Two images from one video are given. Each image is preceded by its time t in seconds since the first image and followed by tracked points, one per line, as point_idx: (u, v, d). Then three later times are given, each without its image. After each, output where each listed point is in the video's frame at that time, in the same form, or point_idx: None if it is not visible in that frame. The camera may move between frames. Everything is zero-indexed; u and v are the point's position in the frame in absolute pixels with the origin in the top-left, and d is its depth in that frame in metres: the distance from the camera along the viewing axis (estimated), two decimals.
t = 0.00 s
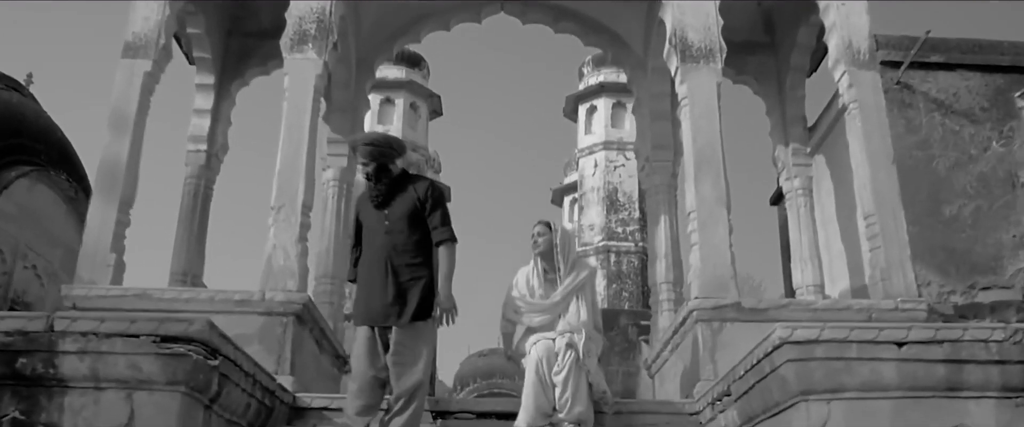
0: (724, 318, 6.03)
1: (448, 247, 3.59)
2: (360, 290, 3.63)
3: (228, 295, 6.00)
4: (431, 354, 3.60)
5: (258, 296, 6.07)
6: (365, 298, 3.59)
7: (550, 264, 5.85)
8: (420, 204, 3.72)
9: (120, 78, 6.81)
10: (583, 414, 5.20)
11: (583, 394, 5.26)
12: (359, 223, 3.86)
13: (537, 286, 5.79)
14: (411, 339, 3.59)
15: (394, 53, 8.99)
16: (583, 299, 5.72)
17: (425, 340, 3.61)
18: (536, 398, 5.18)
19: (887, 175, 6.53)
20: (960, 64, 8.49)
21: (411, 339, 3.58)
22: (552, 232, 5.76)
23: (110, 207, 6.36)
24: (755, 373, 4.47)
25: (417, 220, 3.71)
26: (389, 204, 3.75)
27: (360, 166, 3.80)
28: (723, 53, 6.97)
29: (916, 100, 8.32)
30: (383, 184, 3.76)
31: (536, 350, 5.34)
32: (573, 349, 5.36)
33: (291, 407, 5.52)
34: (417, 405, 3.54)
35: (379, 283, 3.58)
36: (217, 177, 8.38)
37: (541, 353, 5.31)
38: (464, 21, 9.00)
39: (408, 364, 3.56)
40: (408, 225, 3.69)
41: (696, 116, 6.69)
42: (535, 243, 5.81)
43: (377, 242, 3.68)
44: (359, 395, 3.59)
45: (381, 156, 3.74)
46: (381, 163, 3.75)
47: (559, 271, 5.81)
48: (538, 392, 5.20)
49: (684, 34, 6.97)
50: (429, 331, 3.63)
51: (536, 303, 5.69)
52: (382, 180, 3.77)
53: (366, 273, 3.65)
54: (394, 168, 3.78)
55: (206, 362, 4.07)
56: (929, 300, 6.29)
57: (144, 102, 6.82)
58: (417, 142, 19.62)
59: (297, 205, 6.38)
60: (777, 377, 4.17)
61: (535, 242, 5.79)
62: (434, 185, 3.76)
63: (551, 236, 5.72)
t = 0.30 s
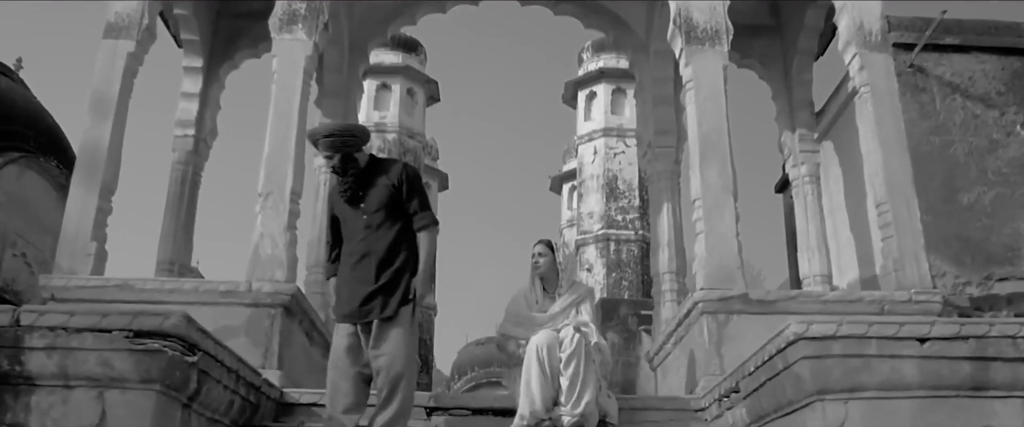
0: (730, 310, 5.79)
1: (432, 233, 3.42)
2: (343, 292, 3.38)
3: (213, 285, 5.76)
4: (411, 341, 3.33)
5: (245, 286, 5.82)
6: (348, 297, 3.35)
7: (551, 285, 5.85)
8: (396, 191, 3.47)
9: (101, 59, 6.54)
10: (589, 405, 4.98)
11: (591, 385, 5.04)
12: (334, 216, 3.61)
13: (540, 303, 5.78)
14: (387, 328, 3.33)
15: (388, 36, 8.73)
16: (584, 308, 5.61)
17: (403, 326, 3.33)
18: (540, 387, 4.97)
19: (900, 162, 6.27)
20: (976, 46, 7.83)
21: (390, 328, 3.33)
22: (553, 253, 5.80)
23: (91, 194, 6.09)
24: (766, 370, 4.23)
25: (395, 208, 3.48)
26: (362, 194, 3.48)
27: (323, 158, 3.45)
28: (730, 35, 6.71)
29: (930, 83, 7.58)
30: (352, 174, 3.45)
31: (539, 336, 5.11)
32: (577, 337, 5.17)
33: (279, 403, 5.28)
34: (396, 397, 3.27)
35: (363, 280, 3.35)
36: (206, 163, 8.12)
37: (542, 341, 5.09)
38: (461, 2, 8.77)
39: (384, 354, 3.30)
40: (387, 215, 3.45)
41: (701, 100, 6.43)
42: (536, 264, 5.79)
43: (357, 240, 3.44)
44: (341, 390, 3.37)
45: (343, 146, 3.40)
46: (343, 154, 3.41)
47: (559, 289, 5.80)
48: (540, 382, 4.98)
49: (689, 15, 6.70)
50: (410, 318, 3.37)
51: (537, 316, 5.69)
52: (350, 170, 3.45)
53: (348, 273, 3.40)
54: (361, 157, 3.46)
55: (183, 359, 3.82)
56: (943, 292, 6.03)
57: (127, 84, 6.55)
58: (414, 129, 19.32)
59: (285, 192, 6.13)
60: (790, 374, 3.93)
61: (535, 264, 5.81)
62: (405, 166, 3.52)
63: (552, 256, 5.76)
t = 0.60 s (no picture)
0: (736, 302, 5.58)
1: (414, 226, 3.24)
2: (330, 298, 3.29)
3: (200, 277, 5.56)
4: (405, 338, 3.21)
5: (232, 277, 5.62)
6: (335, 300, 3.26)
7: (552, 280, 5.67)
8: (372, 191, 3.31)
9: (85, 42, 6.32)
10: (589, 404, 4.76)
11: (590, 384, 4.83)
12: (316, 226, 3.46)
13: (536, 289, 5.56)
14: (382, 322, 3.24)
15: (382, 20, 8.48)
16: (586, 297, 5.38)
17: (391, 320, 3.21)
18: (540, 379, 4.77)
19: (912, 149, 6.05)
20: (991, 28, 7.36)
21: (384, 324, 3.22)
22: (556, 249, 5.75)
23: (73, 182, 5.88)
24: (776, 367, 4.03)
25: (374, 207, 3.32)
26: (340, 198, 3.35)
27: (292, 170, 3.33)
28: (735, 17, 6.49)
29: (942, 69, 7.15)
30: (325, 181, 3.32)
31: (539, 327, 4.95)
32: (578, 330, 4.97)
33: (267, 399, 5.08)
34: (382, 395, 3.16)
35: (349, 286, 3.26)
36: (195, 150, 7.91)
37: (542, 332, 4.92)
38: None
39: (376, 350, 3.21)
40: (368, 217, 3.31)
41: (705, 85, 6.21)
42: (539, 259, 5.72)
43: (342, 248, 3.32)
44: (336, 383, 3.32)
45: (309, 155, 3.26)
46: (310, 163, 3.27)
47: (560, 282, 5.61)
48: (539, 374, 4.79)
49: None
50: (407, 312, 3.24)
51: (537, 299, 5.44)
52: (322, 177, 3.32)
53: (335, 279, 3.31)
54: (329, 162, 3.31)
55: (162, 356, 3.63)
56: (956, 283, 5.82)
57: (112, 68, 6.33)
58: (409, 116, 19.02)
59: (275, 180, 5.93)
60: (803, 372, 3.73)
61: (538, 259, 5.71)
62: (377, 161, 3.34)
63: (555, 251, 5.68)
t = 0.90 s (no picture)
0: (742, 290, 5.39)
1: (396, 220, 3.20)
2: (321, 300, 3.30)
3: (186, 263, 5.40)
4: (392, 330, 3.15)
5: (219, 264, 5.47)
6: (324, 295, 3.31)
7: (553, 266, 5.46)
8: (336, 205, 3.18)
9: (66, 19, 6.09)
10: (589, 397, 4.59)
11: (590, 376, 4.65)
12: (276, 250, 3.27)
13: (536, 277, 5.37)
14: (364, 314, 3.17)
15: None
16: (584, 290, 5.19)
17: (383, 314, 3.14)
18: (536, 374, 4.61)
19: (924, 132, 5.84)
20: (1005, 7, 7.16)
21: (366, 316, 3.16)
22: (559, 235, 5.55)
23: (54, 165, 5.68)
24: (787, 360, 3.84)
25: (341, 218, 3.19)
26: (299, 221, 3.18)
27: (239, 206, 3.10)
28: None
29: (955, 48, 6.93)
30: (279, 211, 3.13)
31: (534, 320, 4.80)
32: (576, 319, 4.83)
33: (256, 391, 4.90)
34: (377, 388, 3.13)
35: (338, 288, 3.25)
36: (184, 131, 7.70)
37: (536, 325, 4.77)
38: None
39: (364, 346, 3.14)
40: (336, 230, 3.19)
41: (710, 64, 6.01)
42: (541, 245, 5.54)
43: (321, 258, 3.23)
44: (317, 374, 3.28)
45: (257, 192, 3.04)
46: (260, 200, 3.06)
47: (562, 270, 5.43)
48: (535, 369, 4.64)
49: None
50: (391, 300, 3.17)
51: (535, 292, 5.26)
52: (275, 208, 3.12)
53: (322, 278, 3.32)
54: (278, 191, 3.11)
55: (140, 351, 3.42)
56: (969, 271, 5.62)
57: (95, 47, 6.11)
58: (406, 98, 16.31)
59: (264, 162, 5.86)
60: (816, 367, 3.54)
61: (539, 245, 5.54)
62: (328, 174, 3.19)
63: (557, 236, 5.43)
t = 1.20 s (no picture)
0: (748, 279, 5.23)
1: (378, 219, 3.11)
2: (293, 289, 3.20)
3: (173, 252, 5.34)
4: (374, 323, 3.08)
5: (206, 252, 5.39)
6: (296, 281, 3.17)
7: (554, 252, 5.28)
8: (319, 202, 3.01)
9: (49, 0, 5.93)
10: (590, 393, 4.46)
11: (592, 371, 4.54)
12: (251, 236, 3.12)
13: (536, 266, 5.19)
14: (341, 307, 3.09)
15: None
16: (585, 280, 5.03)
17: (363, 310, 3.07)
18: (537, 369, 4.50)
19: (936, 116, 5.65)
20: None
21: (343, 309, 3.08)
22: (560, 218, 5.22)
23: (38, 152, 5.55)
24: (797, 356, 3.69)
25: (321, 215, 3.03)
26: (278, 214, 3.01)
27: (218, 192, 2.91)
28: None
29: (968, 29, 6.73)
30: (260, 201, 2.95)
31: (536, 313, 4.69)
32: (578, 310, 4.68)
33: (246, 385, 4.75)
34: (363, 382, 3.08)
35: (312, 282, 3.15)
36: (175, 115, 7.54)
37: (536, 317, 4.66)
38: None
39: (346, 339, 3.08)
40: (314, 227, 3.04)
41: (714, 47, 5.84)
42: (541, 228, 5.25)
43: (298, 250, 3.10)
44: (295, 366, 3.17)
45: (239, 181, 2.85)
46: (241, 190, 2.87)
47: (564, 258, 5.24)
48: (536, 364, 4.53)
49: None
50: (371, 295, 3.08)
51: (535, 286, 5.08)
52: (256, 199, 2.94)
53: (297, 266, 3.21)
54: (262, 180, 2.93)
55: (120, 348, 3.26)
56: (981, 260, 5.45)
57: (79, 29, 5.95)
58: (405, 80, 14.69)
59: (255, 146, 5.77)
60: (828, 364, 3.39)
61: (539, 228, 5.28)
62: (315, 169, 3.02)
63: (559, 221, 5.21)
